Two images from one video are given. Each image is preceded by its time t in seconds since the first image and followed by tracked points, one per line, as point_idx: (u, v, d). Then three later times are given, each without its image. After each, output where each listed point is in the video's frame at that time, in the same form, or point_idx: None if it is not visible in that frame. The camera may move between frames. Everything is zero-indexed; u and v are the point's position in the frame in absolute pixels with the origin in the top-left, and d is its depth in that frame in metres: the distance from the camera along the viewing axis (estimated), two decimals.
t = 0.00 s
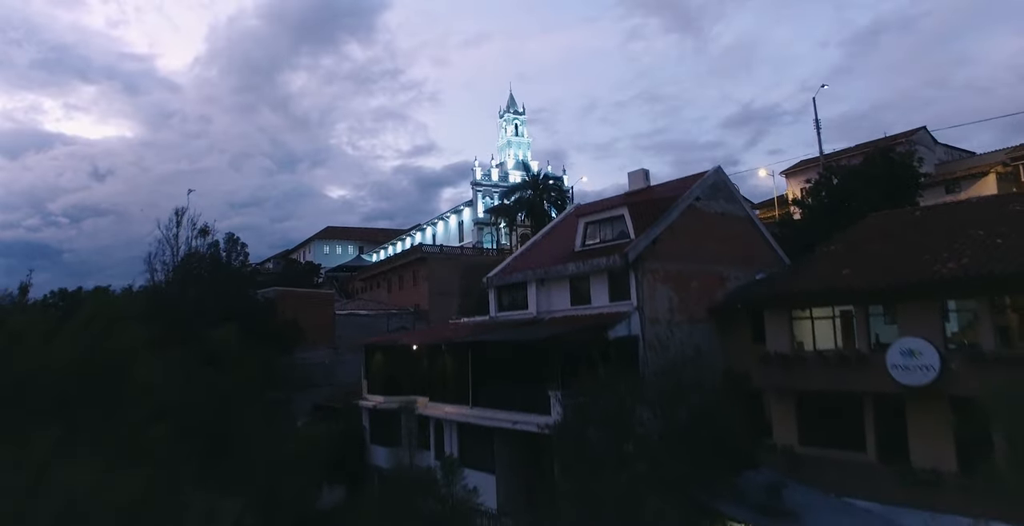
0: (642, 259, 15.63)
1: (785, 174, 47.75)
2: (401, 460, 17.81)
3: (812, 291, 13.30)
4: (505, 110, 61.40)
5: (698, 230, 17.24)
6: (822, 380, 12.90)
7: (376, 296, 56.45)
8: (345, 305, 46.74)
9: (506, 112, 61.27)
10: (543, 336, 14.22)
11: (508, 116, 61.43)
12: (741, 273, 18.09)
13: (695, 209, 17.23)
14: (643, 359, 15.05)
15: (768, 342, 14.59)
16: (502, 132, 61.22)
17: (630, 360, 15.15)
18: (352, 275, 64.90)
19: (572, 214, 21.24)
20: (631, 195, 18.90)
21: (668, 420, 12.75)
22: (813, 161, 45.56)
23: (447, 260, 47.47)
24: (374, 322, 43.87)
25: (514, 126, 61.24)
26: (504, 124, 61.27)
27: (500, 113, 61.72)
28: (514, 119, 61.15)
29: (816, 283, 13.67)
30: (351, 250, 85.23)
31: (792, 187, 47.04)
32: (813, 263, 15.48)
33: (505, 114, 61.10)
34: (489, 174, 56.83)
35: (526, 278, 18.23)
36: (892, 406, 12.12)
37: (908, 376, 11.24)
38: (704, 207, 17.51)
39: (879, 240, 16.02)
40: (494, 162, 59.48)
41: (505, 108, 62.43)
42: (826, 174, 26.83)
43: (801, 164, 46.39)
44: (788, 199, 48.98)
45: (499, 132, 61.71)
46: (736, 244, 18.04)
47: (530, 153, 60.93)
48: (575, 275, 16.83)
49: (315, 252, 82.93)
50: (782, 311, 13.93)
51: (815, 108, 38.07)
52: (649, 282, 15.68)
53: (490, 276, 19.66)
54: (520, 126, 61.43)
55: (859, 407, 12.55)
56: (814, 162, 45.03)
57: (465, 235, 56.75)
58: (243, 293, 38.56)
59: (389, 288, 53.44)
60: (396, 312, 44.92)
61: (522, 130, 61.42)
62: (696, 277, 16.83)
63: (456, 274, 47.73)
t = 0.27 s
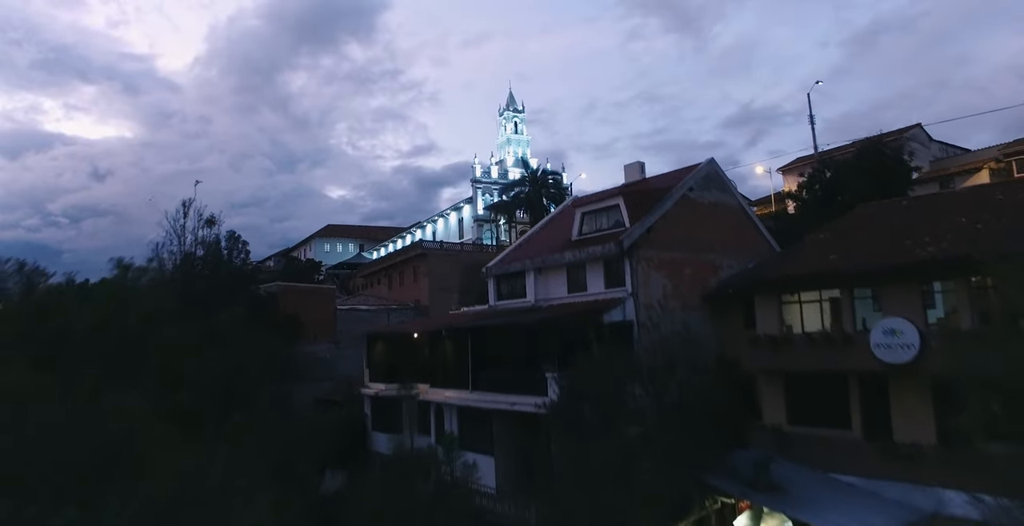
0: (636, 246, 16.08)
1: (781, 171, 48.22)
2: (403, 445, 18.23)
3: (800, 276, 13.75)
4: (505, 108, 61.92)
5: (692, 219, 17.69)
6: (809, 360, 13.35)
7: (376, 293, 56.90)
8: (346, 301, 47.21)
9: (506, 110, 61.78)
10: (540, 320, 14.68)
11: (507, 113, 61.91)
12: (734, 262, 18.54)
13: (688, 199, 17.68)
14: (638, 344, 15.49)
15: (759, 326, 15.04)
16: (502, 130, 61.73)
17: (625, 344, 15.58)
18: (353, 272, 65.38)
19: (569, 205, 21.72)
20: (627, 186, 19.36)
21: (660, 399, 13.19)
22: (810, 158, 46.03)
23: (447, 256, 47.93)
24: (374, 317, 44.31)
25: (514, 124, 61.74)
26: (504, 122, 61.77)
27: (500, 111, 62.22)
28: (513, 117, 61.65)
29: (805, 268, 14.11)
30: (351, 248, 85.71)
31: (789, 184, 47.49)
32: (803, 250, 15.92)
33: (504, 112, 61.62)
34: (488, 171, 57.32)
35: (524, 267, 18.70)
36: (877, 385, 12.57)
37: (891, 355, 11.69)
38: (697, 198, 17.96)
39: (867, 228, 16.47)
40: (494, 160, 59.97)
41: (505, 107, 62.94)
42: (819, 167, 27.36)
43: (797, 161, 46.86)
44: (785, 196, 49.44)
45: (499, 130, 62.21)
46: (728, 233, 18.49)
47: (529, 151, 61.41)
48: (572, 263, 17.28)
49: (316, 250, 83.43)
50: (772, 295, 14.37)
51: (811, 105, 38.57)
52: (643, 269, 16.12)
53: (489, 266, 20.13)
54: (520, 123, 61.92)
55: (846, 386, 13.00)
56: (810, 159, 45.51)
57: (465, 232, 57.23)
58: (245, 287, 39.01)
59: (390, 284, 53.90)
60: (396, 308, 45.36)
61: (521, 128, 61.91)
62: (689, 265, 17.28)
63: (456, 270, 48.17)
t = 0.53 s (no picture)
0: (630, 234, 16.67)
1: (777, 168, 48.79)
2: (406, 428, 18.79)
3: (786, 260, 14.35)
4: (504, 106, 62.54)
5: (685, 208, 18.27)
6: (795, 340, 13.95)
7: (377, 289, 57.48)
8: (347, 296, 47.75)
9: (505, 108, 62.41)
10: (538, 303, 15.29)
11: (507, 111, 62.56)
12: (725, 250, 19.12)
13: (681, 189, 18.27)
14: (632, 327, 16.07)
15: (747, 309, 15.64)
16: (501, 128, 62.35)
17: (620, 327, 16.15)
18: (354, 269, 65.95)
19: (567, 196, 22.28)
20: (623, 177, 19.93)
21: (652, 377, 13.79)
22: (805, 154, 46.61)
23: (447, 252, 48.50)
24: (375, 311, 44.87)
25: (513, 122, 62.37)
26: (504, 120, 62.40)
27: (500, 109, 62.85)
28: (513, 115, 62.27)
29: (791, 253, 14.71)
30: (352, 246, 86.27)
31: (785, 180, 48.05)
32: (791, 237, 16.52)
33: (504, 110, 62.25)
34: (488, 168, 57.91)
35: (522, 256, 19.30)
36: (859, 362, 13.16)
37: (870, 332, 12.30)
38: (690, 188, 18.54)
39: (853, 215, 17.06)
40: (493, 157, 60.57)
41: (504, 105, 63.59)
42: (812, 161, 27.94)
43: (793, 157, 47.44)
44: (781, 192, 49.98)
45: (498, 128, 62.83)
46: (720, 222, 19.07)
47: (528, 149, 62.01)
48: (569, 251, 17.87)
49: (317, 247, 83.98)
50: (760, 279, 14.96)
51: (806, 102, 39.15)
52: (637, 255, 16.71)
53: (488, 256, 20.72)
54: (519, 121, 62.53)
55: (830, 365, 13.60)
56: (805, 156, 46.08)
57: (465, 229, 57.83)
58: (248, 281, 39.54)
59: (391, 280, 54.48)
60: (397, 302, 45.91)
61: (521, 126, 62.52)
62: (682, 252, 17.86)
63: (456, 265, 48.74)
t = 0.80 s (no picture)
0: (626, 224, 17.16)
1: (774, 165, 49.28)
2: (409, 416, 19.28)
3: (776, 248, 14.83)
4: (504, 104, 63.09)
5: (679, 200, 18.77)
6: (784, 326, 14.44)
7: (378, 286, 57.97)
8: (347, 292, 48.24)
9: (505, 106, 62.95)
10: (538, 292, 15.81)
11: (507, 109, 63.16)
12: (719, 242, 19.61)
13: (675, 181, 18.76)
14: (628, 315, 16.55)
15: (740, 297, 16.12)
16: (501, 126, 62.86)
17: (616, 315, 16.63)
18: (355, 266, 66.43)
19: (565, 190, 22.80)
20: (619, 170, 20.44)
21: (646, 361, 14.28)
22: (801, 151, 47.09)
23: (447, 248, 49.00)
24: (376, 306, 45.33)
25: (513, 120, 62.90)
26: (503, 118, 62.94)
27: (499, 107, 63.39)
28: (512, 113, 62.79)
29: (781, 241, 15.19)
30: (353, 244, 86.81)
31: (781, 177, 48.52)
32: (782, 227, 17.00)
33: (503, 108, 62.79)
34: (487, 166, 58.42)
35: (520, 247, 19.80)
36: (845, 346, 13.65)
37: (854, 316, 12.79)
38: (684, 180, 19.04)
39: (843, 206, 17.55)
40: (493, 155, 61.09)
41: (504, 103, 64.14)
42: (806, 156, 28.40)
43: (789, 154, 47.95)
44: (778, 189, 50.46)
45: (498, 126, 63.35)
46: (713, 214, 19.57)
47: (528, 146, 62.51)
48: (566, 242, 18.37)
49: (318, 245, 84.48)
50: (751, 267, 15.45)
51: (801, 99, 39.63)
52: (632, 245, 17.20)
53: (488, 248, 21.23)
54: (518, 119, 63.05)
55: (818, 349, 14.09)
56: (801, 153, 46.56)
57: (464, 226, 58.33)
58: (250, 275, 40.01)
59: (391, 277, 54.97)
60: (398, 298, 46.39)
61: (520, 124, 63.04)
62: (676, 243, 18.35)
63: (456, 261, 49.23)
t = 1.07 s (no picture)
0: (620, 216, 17.65)
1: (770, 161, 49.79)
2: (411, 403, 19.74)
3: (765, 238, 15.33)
4: (503, 102, 63.60)
5: (673, 193, 19.26)
6: (773, 313, 14.95)
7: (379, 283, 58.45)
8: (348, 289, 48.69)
9: (505, 105, 63.46)
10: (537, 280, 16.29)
11: (506, 108, 63.70)
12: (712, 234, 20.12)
13: (669, 174, 19.25)
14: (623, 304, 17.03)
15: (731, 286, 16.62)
16: (500, 125, 63.36)
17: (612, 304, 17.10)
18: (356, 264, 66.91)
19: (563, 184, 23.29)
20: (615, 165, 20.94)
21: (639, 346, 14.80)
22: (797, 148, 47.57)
23: (447, 245, 49.47)
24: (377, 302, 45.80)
25: (512, 119, 63.42)
26: (502, 116, 63.44)
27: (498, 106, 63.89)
28: (511, 112, 63.30)
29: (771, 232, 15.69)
30: (353, 242, 87.33)
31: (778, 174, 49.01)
32: (773, 219, 17.49)
33: (503, 107, 63.30)
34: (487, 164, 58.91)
35: (518, 239, 20.30)
36: (831, 331, 14.15)
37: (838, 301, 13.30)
38: (678, 174, 19.52)
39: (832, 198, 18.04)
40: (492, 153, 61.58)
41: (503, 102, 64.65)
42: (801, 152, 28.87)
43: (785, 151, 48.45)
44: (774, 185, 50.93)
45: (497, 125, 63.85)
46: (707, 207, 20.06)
47: (527, 145, 63.01)
48: (562, 234, 18.86)
49: (318, 244, 84.98)
50: (741, 257, 15.96)
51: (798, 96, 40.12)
52: (627, 236, 17.68)
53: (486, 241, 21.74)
54: (517, 118, 63.55)
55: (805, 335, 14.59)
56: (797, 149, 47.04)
57: (464, 224, 58.81)
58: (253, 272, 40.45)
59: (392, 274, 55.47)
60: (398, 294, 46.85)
61: (519, 122, 63.54)
62: (670, 235, 18.84)
63: (456, 258, 49.71)
